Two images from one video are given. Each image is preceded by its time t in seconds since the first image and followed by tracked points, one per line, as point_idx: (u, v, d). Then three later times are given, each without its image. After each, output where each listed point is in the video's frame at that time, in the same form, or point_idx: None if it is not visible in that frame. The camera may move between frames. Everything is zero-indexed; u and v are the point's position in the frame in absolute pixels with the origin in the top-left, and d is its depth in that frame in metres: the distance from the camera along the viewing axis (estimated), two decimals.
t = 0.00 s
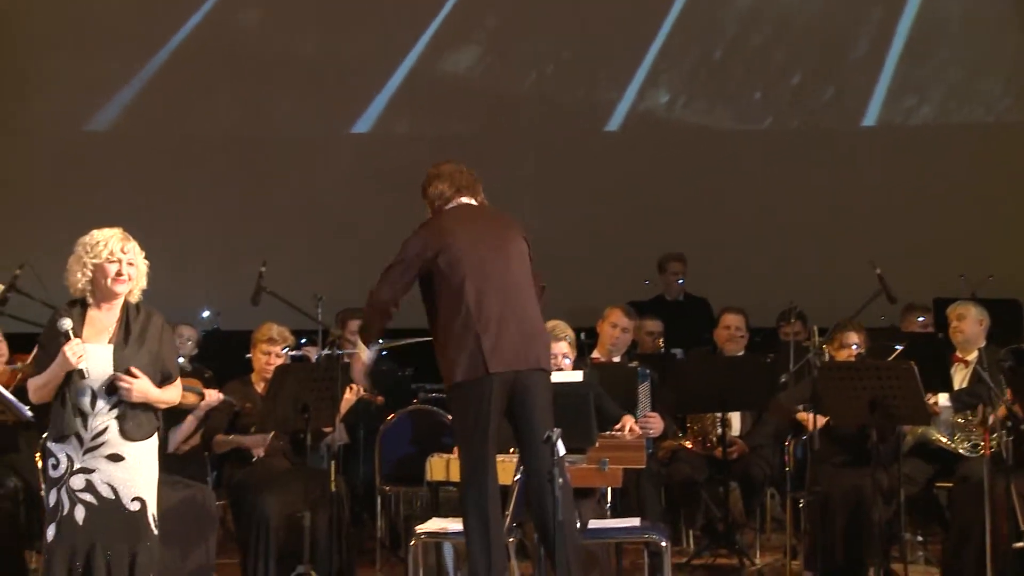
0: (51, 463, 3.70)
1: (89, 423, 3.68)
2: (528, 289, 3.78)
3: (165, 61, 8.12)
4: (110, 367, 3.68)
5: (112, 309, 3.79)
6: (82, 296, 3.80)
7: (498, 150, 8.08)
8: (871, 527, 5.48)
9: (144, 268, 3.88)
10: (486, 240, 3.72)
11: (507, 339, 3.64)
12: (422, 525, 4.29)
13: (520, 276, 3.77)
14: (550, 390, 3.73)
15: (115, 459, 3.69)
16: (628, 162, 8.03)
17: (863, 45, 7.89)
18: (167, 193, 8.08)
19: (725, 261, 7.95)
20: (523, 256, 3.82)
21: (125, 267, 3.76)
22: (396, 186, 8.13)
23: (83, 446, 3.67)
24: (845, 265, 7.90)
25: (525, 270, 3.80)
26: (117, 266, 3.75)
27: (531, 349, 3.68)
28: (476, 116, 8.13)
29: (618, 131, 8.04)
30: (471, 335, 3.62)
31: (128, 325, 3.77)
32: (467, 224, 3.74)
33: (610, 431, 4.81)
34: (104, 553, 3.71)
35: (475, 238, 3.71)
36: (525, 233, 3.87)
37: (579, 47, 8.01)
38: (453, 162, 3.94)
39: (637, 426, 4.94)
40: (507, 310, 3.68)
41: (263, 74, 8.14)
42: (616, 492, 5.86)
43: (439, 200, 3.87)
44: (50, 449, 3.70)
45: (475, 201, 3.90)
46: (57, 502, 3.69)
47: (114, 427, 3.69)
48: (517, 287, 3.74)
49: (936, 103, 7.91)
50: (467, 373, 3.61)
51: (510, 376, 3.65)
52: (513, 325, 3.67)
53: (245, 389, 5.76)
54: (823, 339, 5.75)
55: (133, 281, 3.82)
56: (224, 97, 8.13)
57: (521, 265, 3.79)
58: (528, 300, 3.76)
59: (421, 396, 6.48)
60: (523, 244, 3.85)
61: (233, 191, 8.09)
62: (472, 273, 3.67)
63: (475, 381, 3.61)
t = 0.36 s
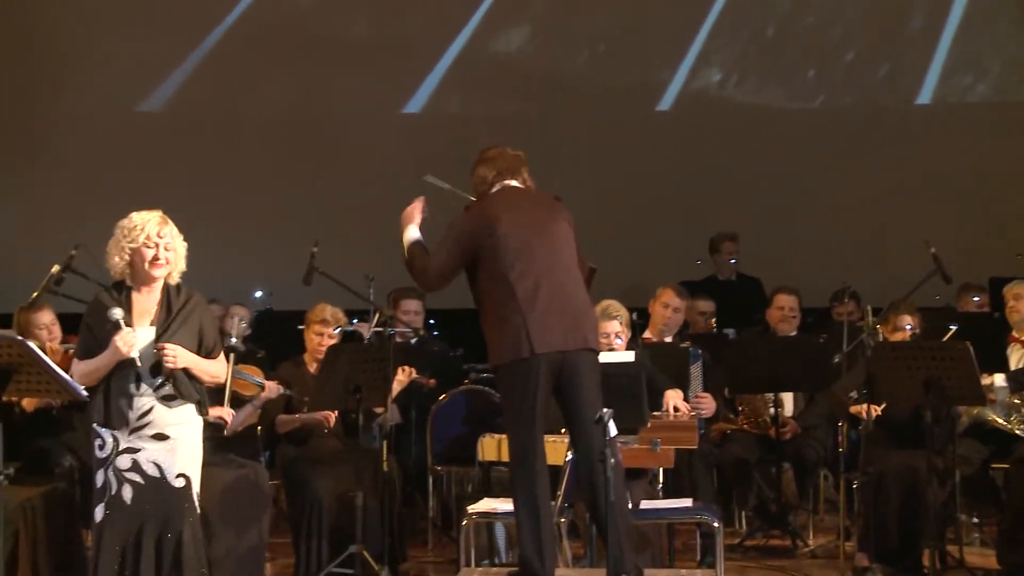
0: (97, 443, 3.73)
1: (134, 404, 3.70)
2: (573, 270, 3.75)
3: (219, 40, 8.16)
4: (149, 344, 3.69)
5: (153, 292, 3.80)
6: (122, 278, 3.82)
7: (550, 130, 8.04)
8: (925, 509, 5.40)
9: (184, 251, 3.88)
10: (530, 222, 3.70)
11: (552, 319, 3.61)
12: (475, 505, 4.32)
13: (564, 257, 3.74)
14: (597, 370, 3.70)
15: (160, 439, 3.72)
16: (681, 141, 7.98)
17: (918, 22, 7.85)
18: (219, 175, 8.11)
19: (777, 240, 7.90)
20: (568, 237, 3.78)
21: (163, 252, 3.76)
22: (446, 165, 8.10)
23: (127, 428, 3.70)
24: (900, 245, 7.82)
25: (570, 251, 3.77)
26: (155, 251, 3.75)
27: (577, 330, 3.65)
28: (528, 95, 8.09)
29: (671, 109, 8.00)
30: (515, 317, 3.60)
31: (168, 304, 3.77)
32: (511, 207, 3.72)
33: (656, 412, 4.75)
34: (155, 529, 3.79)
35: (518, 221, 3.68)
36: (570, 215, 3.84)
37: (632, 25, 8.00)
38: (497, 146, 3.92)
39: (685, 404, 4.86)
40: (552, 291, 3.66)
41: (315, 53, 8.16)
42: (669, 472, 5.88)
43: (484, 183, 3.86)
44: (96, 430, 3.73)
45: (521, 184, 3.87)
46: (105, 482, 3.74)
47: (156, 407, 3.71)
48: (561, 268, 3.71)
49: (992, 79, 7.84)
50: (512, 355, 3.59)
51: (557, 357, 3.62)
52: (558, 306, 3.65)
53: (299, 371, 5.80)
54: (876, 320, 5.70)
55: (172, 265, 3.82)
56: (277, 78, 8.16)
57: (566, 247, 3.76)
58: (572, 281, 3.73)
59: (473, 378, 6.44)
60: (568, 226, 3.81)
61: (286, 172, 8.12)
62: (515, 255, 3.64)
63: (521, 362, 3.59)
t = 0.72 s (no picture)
0: (164, 439, 3.78)
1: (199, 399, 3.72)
2: (635, 264, 3.72)
3: (280, 38, 8.22)
4: (213, 343, 3.72)
5: (216, 288, 3.81)
6: (186, 275, 3.83)
7: (611, 127, 8.01)
8: (992, 508, 5.32)
9: (246, 246, 3.87)
10: (591, 216, 3.68)
11: (608, 315, 3.60)
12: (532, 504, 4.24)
13: (627, 250, 3.71)
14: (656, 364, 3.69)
15: (225, 435, 3.74)
16: (742, 137, 7.93)
17: (986, 15, 7.79)
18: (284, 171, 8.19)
19: (839, 236, 7.85)
20: (632, 230, 3.75)
21: (223, 254, 3.76)
22: (506, 162, 8.10)
23: (191, 424, 3.74)
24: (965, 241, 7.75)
25: (633, 244, 3.74)
26: (213, 254, 3.75)
27: (634, 325, 3.63)
28: (589, 91, 8.07)
29: (732, 105, 7.96)
30: (571, 311, 3.60)
31: (230, 303, 3.79)
32: (572, 200, 3.70)
33: (718, 409, 4.69)
34: (219, 525, 3.78)
35: (577, 214, 3.67)
36: (636, 207, 3.81)
37: (693, 21, 7.99)
38: (566, 136, 3.89)
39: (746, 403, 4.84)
40: (610, 285, 3.64)
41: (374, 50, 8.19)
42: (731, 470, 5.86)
43: (550, 174, 3.85)
44: (162, 427, 3.78)
45: (587, 175, 3.85)
46: (172, 478, 3.78)
47: (221, 405, 3.73)
48: (622, 261, 3.68)
49: None
50: (567, 350, 3.60)
51: (613, 353, 3.61)
52: (616, 300, 3.63)
53: (362, 368, 5.79)
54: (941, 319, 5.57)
55: (233, 263, 3.82)
56: (338, 75, 8.21)
57: (629, 240, 3.73)
58: (635, 275, 3.71)
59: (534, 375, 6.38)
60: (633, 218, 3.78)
61: (347, 168, 8.16)
62: (573, 249, 3.63)
63: (576, 357, 3.59)
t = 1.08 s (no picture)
0: (216, 435, 3.81)
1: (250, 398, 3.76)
2: (674, 262, 3.71)
3: (322, 35, 8.26)
4: (261, 337, 3.73)
5: (273, 286, 3.84)
6: (246, 274, 3.87)
7: (652, 123, 7.99)
8: None
9: (303, 245, 3.89)
10: (629, 215, 3.66)
11: (646, 314, 3.59)
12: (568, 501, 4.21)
13: (665, 248, 3.69)
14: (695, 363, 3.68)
15: (276, 432, 3.77)
16: (784, 132, 7.91)
17: None
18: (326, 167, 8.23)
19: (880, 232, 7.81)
20: (671, 227, 3.73)
21: (271, 249, 3.78)
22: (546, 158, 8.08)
23: (243, 421, 3.76)
24: (1007, 237, 7.74)
25: (671, 242, 3.71)
26: (262, 248, 3.78)
27: (672, 324, 3.62)
28: (630, 87, 8.05)
29: (773, 100, 7.92)
30: (608, 311, 3.60)
31: (285, 299, 3.81)
32: (611, 199, 3.68)
33: (757, 406, 4.68)
34: (269, 520, 3.81)
35: (615, 213, 3.65)
36: (676, 204, 3.78)
37: (735, 16, 7.98)
38: (608, 131, 3.85)
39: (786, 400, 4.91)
40: (648, 284, 3.63)
41: (415, 47, 8.21)
42: (771, 468, 5.83)
43: (590, 171, 3.82)
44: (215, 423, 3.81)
45: (628, 171, 3.81)
46: (223, 474, 3.80)
47: (271, 401, 3.75)
48: (659, 259, 3.67)
49: None
50: (604, 348, 3.61)
51: (651, 352, 3.61)
52: (654, 300, 3.62)
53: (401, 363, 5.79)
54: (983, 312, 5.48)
55: (286, 260, 3.84)
56: (380, 71, 8.23)
57: (668, 238, 3.70)
58: (673, 273, 3.69)
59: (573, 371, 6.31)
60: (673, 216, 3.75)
61: (390, 165, 8.19)
62: (610, 248, 3.63)
63: (614, 356, 3.60)
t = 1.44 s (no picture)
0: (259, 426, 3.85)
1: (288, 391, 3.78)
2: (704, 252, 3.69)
3: (351, 28, 8.29)
4: (302, 325, 3.75)
5: (320, 278, 3.84)
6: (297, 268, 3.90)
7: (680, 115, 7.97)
8: None
9: (350, 241, 3.87)
10: (658, 204, 3.64)
11: (676, 305, 3.58)
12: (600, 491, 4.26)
13: (695, 238, 3.67)
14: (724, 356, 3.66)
15: (312, 424, 3.77)
16: (813, 124, 7.89)
17: None
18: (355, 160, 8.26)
19: (910, 224, 7.77)
20: (701, 216, 3.71)
21: (311, 240, 3.78)
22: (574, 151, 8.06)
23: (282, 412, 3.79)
24: None
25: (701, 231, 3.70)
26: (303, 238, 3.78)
27: (702, 314, 3.60)
28: (657, 79, 8.02)
29: (801, 93, 7.89)
30: (637, 302, 3.59)
31: (328, 289, 3.81)
32: (639, 189, 3.67)
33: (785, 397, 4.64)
34: (306, 513, 3.82)
35: (644, 203, 3.64)
36: (706, 193, 3.76)
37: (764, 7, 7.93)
38: (637, 121, 3.84)
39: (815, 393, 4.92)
40: (677, 275, 3.62)
41: (443, 40, 8.22)
42: (799, 459, 5.82)
43: (620, 161, 3.82)
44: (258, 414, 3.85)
45: (658, 161, 3.80)
46: (263, 465, 3.83)
47: (312, 392, 3.74)
48: (689, 249, 3.65)
49: None
50: (634, 339, 3.59)
51: (680, 343, 3.60)
52: (683, 290, 3.61)
53: (427, 355, 5.81)
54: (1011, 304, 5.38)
55: (330, 255, 3.82)
56: (408, 64, 8.24)
57: (698, 228, 3.69)
58: (703, 263, 3.68)
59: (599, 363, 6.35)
60: (704, 206, 3.73)
61: (417, 158, 8.21)
62: (639, 239, 3.62)
63: (643, 348, 3.59)
